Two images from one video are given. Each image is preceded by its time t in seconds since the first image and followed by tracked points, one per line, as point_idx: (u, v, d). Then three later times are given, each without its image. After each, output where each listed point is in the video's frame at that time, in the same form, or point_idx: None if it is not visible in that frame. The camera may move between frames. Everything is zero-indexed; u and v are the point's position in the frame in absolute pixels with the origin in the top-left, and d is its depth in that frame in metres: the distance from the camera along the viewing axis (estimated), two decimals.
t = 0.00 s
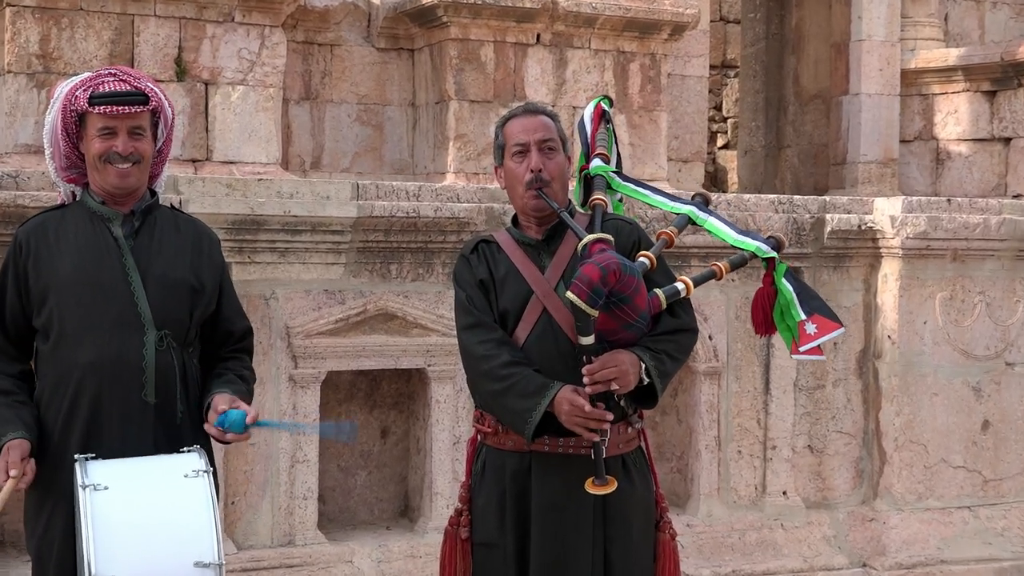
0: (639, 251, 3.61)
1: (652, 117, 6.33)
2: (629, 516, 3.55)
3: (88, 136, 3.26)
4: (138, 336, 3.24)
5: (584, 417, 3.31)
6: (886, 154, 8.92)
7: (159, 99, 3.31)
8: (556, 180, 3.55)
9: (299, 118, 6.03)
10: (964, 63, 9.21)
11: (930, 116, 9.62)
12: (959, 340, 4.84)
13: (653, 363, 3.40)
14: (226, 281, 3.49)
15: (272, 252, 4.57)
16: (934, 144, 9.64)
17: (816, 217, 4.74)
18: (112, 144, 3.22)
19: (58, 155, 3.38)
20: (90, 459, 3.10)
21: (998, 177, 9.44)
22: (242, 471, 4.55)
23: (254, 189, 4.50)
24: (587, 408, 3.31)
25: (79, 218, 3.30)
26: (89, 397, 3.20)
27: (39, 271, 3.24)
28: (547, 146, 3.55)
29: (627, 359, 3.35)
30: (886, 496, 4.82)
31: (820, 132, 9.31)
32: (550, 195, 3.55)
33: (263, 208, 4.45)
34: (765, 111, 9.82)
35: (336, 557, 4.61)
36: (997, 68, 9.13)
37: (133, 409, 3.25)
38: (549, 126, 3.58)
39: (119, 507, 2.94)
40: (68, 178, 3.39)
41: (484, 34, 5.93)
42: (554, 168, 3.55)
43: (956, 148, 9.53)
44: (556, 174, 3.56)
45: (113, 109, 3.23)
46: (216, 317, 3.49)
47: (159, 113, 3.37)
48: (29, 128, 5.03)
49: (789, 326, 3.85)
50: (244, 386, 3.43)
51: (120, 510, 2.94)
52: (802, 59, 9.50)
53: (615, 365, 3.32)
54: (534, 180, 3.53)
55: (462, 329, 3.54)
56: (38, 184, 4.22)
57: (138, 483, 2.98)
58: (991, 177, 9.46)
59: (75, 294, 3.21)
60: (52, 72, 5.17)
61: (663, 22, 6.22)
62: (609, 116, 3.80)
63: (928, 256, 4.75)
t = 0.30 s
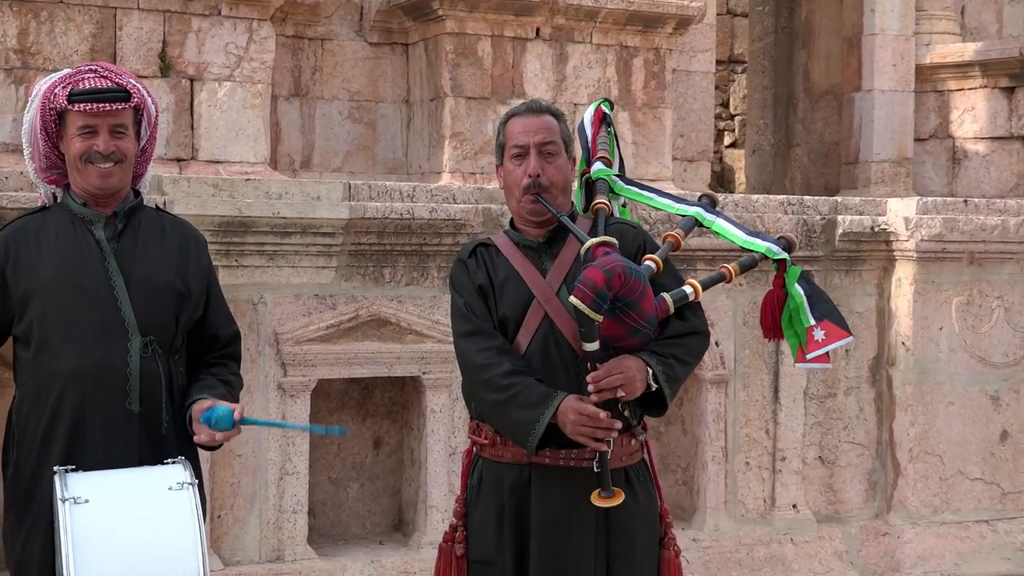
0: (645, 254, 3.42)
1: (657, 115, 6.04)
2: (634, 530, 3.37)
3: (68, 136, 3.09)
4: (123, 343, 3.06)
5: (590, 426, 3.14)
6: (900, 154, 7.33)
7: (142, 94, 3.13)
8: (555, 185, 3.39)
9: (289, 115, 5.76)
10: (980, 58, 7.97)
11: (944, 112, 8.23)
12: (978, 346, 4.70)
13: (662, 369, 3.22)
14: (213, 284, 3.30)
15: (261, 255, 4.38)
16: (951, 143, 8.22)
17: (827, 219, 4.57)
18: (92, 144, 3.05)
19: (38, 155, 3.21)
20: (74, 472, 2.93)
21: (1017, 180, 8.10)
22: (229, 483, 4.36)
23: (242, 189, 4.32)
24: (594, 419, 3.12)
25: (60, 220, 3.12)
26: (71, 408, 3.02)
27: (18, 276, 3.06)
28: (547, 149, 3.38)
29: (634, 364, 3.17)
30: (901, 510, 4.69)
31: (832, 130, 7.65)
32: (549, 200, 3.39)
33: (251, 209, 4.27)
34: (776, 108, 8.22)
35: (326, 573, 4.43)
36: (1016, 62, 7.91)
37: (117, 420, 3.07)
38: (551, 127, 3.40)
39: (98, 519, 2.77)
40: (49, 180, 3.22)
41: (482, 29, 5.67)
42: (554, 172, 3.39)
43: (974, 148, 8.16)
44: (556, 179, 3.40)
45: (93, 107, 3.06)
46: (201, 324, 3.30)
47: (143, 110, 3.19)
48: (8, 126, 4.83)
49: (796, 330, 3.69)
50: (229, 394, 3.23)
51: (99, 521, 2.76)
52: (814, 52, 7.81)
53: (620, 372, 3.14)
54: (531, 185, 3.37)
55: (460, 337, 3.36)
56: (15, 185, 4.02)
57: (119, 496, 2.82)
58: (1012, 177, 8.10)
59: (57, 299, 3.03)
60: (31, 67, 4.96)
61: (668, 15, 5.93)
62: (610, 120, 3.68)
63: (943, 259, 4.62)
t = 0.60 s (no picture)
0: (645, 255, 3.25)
1: (660, 111, 5.83)
2: (637, 544, 3.20)
3: (45, 132, 2.90)
4: (102, 348, 2.87)
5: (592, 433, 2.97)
6: (915, 150, 7.11)
7: (123, 88, 2.95)
8: (549, 186, 3.20)
9: (276, 111, 5.57)
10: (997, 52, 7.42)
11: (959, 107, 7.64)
12: (994, 352, 4.56)
13: (666, 370, 3.05)
14: (197, 289, 3.12)
15: (247, 258, 4.19)
16: (966, 140, 7.63)
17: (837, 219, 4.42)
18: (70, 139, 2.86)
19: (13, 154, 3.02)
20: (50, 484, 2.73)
21: None
22: (212, 495, 4.18)
23: (226, 188, 4.14)
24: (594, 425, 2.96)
25: (36, 220, 2.94)
26: (47, 416, 2.82)
27: None
28: (541, 147, 3.20)
29: (634, 366, 3.02)
30: (915, 522, 4.57)
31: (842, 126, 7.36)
32: (543, 201, 3.21)
33: (236, 209, 4.08)
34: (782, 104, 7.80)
35: None
36: None
37: (96, 429, 2.87)
38: (546, 125, 3.21)
39: (78, 536, 2.57)
40: (26, 179, 3.01)
41: (478, 21, 5.45)
42: (548, 172, 3.20)
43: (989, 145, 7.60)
44: (550, 179, 3.21)
45: (72, 101, 2.88)
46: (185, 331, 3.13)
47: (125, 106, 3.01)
48: None
49: (810, 324, 3.52)
50: (218, 411, 3.06)
51: (78, 539, 2.57)
52: (823, 46, 7.49)
53: (620, 377, 2.98)
54: (524, 185, 3.19)
55: (455, 345, 3.19)
56: None
57: (100, 509, 2.62)
58: None
59: (33, 300, 2.84)
60: (9, 61, 4.77)
61: (672, 7, 5.73)
62: (609, 122, 3.51)
63: (957, 261, 4.49)
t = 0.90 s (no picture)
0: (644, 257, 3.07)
1: (661, 107, 5.54)
2: (638, 560, 3.03)
3: (21, 128, 2.72)
4: (81, 354, 2.69)
5: (592, 440, 2.80)
6: (927, 148, 6.65)
7: (104, 83, 2.77)
8: (544, 183, 3.03)
9: (262, 107, 5.26)
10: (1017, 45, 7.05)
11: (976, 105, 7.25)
12: (1010, 359, 4.41)
13: (666, 373, 2.89)
14: (179, 294, 2.94)
15: (231, 260, 4.02)
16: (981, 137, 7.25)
17: (847, 221, 4.29)
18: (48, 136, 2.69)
19: None
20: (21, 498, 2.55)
21: None
22: (196, 508, 4.01)
23: (209, 188, 3.95)
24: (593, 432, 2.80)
25: (9, 220, 2.75)
26: (21, 427, 2.64)
27: None
28: (536, 143, 3.03)
29: (632, 372, 2.85)
30: (927, 536, 4.42)
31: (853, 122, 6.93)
32: (538, 199, 3.04)
33: (220, 209, 3.91)
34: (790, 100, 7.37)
35: None
36: None
37: (73, 440, 2.69)
38: (542, 120, 3.05)
39: (48, 551, 2.41)
40: None
41: (472, 12, 5.17)
42: (543, 169, 3.03)
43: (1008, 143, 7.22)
44: (546, 177, 3.04)
45: (50, 96, 2.70)
46: (165, 338, 2.94)
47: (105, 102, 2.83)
48: None
49: (819, 322, 3.32)
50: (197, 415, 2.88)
51: (49, 554, 2.41)
52: (832, 39, 7.06)
53: (619, 382, 2.82)
54: (517, 182, 3.02)
55: (446, 351, 3.00)
56: None
57: (71, 523, 2.46)
58: None
59: (6, 302, 2.66)
60: None
61: None
62: (609, 116, 3.34)
63: (969, 264, 4.34)
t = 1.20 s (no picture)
0: (646, 262, 2.90)
1: (665, 104, 5.31)
2: None
3: None
4: (60, 361, 2.53)
5: (589, 455, 2.63)
6: (942, 146, 6.16)
7: (84, 78, 2.60)
8: (546, 178, 2.86)
9: (246, 103, 5.05)
10: None
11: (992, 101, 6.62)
12: None
13: (667, 389, 2.72)
14: (161, 297, 2.77)
15: (215, 263, 3.85)
16: (998, 136, 6.60)
17: (859, 223, 4.13)
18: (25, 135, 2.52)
19: None
20: None
21: None
22: (178, 522, 3.83)
23: (193, 188, 3.79)
24: (590, 444, 2.64)
25: None
26: None
27: None
28: (536, 136, 2.87)
29: (632, 386, 2.69)
30: (943, 552, 4.29)
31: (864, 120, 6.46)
32: (539, 195, 2.87)
33: (204, 210, 3.74)
34: (799, 96, 7.00)
35: None
36: None
37: (52, 451, 2.52)
38: (541, 114, 2.89)
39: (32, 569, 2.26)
40: None
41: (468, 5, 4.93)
42: (545, 162, 2.86)
43: None
44: (547, 171, 2.87)
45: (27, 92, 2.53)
46: (149, 343, 2.77)
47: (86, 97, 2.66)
48: None
49: (827, 337, 3.20)
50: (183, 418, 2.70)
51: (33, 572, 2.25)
52: (843, 32, 6.58)
53: (618, 397, 2.65)
54: (518, 176, 2.85)
55: (439, 354, 2.84)
56: None
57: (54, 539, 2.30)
58: None
59: None
60: None
61: None
62: (613, 110, 3.17)
63: (985, 267, 4.21)
